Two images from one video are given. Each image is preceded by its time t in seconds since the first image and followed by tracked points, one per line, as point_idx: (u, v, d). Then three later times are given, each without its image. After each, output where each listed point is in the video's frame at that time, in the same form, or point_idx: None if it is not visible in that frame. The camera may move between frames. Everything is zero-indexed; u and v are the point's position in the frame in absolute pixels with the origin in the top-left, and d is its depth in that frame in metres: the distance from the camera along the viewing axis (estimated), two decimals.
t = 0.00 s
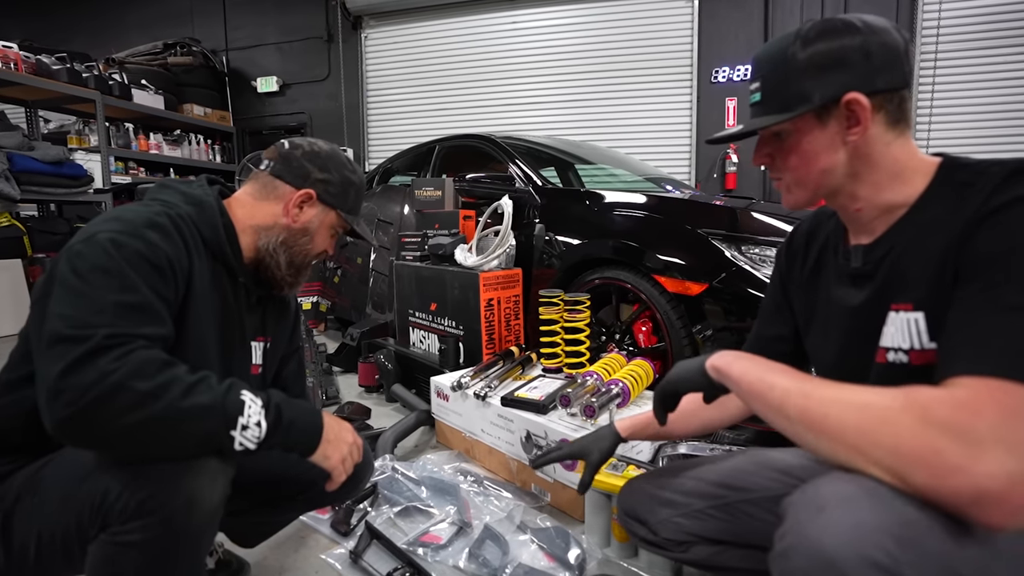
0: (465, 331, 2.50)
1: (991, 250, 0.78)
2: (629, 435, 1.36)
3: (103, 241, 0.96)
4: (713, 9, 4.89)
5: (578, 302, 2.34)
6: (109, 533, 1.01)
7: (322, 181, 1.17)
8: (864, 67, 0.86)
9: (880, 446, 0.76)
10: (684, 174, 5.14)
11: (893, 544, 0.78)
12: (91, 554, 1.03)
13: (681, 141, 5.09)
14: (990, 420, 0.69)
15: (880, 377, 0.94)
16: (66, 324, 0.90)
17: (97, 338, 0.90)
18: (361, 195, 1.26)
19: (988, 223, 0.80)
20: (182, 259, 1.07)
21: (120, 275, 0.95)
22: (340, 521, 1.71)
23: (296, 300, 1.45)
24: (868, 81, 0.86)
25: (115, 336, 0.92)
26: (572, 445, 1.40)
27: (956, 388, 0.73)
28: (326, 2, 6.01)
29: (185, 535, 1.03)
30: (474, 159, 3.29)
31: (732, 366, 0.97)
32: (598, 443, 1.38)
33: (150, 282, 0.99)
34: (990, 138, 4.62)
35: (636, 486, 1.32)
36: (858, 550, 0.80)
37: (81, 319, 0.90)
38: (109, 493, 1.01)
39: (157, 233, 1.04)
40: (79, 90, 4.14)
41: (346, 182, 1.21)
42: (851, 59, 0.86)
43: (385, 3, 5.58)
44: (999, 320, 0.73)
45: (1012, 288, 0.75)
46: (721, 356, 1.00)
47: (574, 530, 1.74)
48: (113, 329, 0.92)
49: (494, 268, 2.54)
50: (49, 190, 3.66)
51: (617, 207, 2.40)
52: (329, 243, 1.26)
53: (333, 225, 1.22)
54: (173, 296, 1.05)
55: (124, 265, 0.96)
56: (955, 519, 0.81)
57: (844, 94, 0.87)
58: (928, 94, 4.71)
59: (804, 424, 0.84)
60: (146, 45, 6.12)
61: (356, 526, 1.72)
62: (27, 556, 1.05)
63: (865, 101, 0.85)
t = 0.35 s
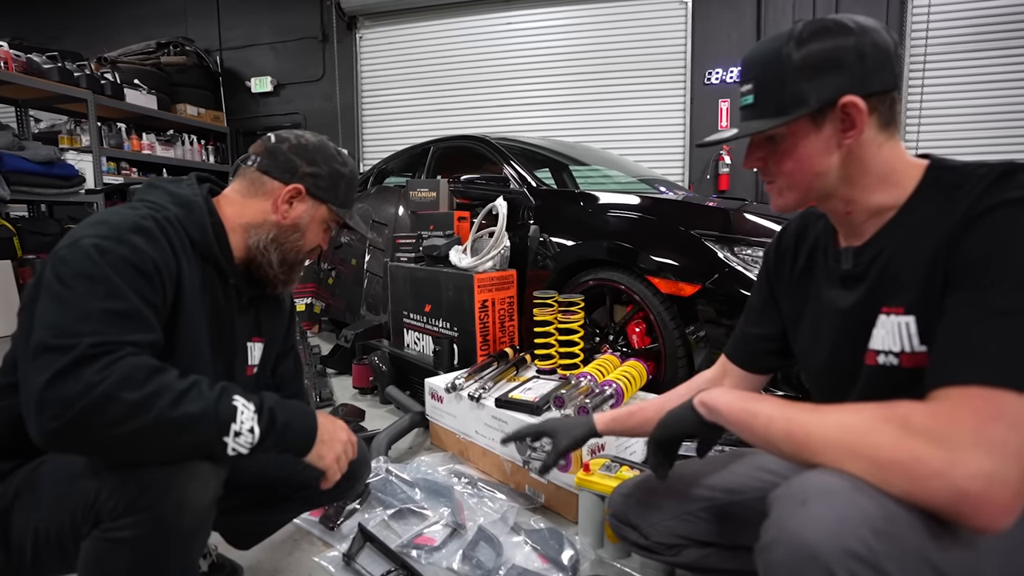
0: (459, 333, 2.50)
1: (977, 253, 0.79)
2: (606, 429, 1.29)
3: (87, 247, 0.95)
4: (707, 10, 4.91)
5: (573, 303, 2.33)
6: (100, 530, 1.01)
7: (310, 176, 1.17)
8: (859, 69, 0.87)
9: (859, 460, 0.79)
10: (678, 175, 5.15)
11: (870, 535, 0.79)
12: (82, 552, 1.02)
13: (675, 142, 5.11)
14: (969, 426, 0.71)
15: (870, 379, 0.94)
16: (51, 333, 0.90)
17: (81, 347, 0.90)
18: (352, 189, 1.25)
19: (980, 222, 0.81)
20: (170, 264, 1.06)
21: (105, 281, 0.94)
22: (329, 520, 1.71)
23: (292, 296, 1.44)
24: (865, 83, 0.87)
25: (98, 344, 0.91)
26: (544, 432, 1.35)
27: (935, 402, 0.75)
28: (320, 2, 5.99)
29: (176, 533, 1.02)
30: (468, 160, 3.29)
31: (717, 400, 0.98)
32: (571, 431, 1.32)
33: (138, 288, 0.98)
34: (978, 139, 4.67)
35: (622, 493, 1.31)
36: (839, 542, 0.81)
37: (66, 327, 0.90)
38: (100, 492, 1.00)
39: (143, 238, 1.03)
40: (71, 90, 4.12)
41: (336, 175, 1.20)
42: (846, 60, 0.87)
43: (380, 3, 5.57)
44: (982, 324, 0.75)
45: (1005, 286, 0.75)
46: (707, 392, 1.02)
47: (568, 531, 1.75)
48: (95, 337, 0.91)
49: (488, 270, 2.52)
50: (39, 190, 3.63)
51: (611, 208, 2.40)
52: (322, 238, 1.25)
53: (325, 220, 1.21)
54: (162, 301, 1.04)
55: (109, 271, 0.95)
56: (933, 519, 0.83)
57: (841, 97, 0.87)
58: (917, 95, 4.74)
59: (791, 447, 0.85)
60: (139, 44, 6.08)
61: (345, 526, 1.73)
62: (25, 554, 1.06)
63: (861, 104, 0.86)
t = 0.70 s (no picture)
0: (459, 333, 2.50)
1: (971, 258, 0.80)
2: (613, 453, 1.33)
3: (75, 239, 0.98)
4: (706, 13, 4.93)
5: (573, 303, 2.32)
6: (70, 520, 0.99)
7: (307, 171, 1.17)
8: (853, 71, 0.87)
9: (845, 462, 0.80)
10: (677, 176, 5.16)
11: (857, 536, 0.80)
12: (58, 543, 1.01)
13: (675, 144, 5.12)
14: (950, 429, 0.73)
15: (867, 382, 0.94)
16: (33, 320, 0.91)
17: (54, 332, 0.90)
18: (350, 184, 1.24)
19: (977, 226, 0.81)
20: (155, 256, 1.07)
21: (88, 271, 0.96)
22: (328, 523, 1.72)
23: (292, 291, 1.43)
24: (859, 86, 0.87)
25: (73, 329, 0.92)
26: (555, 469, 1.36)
27: (923, 408, 0.76)
28: (321, 3, 6.01)
29: (146, 524, 0.99)
30: (469, 161, 3.30)
31: (712, 402, 1.00)
32: (584, 466, 1.33)
33: (119, 279, 1.00)
34: (976, 142, 4.68)
35: (620, 495, 1.32)
36: (825, 542, 0.81)
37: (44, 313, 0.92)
38: (71, 479, 1.00)
39: (129, 232, 1.04)
40: (70, 90, 4.12)
41: (333, 170, 1.20)
42: (840, 62, 0.87)
43: (380, 4, 5.59)
44: (974, 327, 0.76)
45: (997, 292, 0.76)
46: (703, 394, 1.03)
47: (568, 532, 1.75)
48: (73, 325, 0.92)
49: (488, 270, 2.52)
50: (39, 190, 3.63)
51: (610, 210, 2.41)
52: (320, 234, 1.25)
53: (322, 215, 1.21)
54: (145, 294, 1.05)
55: (92, 262, 0.97)
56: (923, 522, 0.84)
57: (834, 100, 0.88)
58: (915, 98, 4.76)
59: (781, 448, 0.87)
60: (139, 45, 6.08)
61: (345, 527, 1.73)
62: (15, 547, 1.07)
63: (854, 107, 0.87)
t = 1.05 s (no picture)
0: (459, 334, 2.50)
1: (970, 259, 0.80)
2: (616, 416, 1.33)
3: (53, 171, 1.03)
4: (705, 12, 4.93)
5: (573, 304, 2.32)
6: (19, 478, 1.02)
7: (268, 121, 1.10)
8: (838, 76, 0.87)
9: (842, 464, 0.80)
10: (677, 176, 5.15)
11: (854, 539, 0.80)
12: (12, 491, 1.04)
13: (675, 144, 5.12)
14: (947, 431, 0.73)
15: (867, 385, 0.94)
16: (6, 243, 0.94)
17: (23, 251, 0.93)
18: (323, 136, 1.14)
19: (976, 228, 0.81)
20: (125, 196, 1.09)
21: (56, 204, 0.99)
22: (330, 522, 1.72)
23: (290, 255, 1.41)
24: (843, 90, 0.87)
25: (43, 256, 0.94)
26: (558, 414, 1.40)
27: (920, 411, 0.76)
28: (319, 4, 6.00)
29: (79, 500, 0.99)
30: (468, 162, 3.30)
31: (712, 404, 0.99)
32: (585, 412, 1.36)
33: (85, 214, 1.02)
34: (977, 141, 4.68)
35: (621, 496, 1.31)
36: (822, 545, 0.81)
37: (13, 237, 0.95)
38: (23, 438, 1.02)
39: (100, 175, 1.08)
40: (69, 92, 4.12)
41: (299, 119, 1.10)
42: (825, 67, 0.88)
43: (379, 5, 5.59)
44: (971, 329, 0.76)
45: (994, 293, 0.76)
46: (704, 396, 1.01)
47: (569, 533, 1.75)
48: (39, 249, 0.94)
49: (488, 271, 2.52)
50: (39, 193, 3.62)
51: (610, 210, 2.41)
52: (297, 190, 1.17)
53: (292, 169, 1.12)
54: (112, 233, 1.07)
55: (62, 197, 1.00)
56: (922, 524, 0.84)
57: (818, 103, 0.88)
58: (917, 98, 4.76)
59: (779, 450, 0.87)
60: (138, 47, 6.07)
61: (345, 528, 1.73)
62: None
63: (837, 111, 0.87)
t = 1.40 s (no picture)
0: (458, 335, 2.50)
1: (969, 258, 0.80)
2: (612, 436, 1.31)
3: None
4: (703, 12, 4.92)
5: (572, 304, 2.31)
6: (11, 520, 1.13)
7: (214, 148, 1.09)
8: (841, 72, 0.87)
9: (838, 464, 0.80)
10: (676, 176, 5.15)
11: (851, 539, 0.80)
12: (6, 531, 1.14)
13: (673, 144, 5.12)
14: (942, 429, 0.73)
15: (867, 384, 0.94)
16: None
17: None
18: (273, 158, 1.14)
19: (975, 227, 0.81)
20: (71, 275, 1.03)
21: None
22: (329, 523, 1.72)
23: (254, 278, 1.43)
24: (846, 86, 0.87)
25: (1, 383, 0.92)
26: (555, 449, 1.37)
27: (916, 410, 0.76)
28: (318, 5, 6.01)
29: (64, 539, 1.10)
30: (467, 163, 3.31)
31: (710, 406, 0.98)
32: (580, 447, 1.33)
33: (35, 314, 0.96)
34: (976, 140, 4.67)
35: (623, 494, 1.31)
36: (818, 545, 0.81)
37: None
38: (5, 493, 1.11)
39: (37, 254, 0.99)
40: (69, 94, 4.14)
41: (245, 143, 1.10)
42: (828, 63, 0.87)
43: (377, 6, 5.60)
44: (968, 328, 0.76)
45: (993, 292, 0.76)
46: (701, 399, 1.01)
47: (568, 534, 1.74)
48: None
49: (487, 271, 2.52)
50: (39, 194, 3.63)
51: (608, 211, 2.41)
52: (253, 215, 1.17)
53: (244, 194, 1.13)
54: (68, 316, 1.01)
55: None
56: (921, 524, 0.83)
57: (820, 99, 0.88)
58: (915, 96, 4.75)
59: (776, 452, 0.87)
60: (137, 49, 6.09)
61: (344, 529, 1.73)
62: None
63: (840, 107, 0.86)
